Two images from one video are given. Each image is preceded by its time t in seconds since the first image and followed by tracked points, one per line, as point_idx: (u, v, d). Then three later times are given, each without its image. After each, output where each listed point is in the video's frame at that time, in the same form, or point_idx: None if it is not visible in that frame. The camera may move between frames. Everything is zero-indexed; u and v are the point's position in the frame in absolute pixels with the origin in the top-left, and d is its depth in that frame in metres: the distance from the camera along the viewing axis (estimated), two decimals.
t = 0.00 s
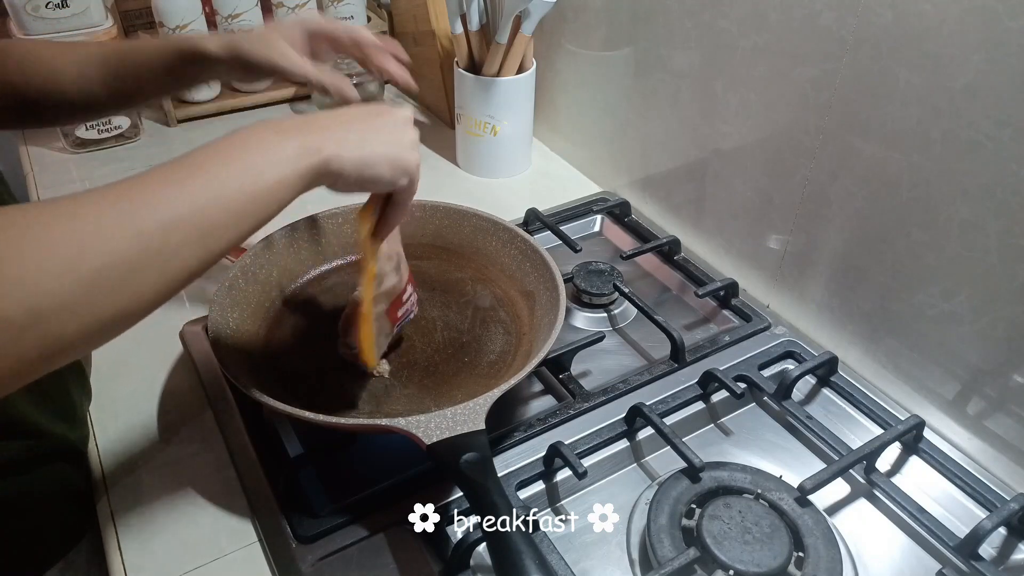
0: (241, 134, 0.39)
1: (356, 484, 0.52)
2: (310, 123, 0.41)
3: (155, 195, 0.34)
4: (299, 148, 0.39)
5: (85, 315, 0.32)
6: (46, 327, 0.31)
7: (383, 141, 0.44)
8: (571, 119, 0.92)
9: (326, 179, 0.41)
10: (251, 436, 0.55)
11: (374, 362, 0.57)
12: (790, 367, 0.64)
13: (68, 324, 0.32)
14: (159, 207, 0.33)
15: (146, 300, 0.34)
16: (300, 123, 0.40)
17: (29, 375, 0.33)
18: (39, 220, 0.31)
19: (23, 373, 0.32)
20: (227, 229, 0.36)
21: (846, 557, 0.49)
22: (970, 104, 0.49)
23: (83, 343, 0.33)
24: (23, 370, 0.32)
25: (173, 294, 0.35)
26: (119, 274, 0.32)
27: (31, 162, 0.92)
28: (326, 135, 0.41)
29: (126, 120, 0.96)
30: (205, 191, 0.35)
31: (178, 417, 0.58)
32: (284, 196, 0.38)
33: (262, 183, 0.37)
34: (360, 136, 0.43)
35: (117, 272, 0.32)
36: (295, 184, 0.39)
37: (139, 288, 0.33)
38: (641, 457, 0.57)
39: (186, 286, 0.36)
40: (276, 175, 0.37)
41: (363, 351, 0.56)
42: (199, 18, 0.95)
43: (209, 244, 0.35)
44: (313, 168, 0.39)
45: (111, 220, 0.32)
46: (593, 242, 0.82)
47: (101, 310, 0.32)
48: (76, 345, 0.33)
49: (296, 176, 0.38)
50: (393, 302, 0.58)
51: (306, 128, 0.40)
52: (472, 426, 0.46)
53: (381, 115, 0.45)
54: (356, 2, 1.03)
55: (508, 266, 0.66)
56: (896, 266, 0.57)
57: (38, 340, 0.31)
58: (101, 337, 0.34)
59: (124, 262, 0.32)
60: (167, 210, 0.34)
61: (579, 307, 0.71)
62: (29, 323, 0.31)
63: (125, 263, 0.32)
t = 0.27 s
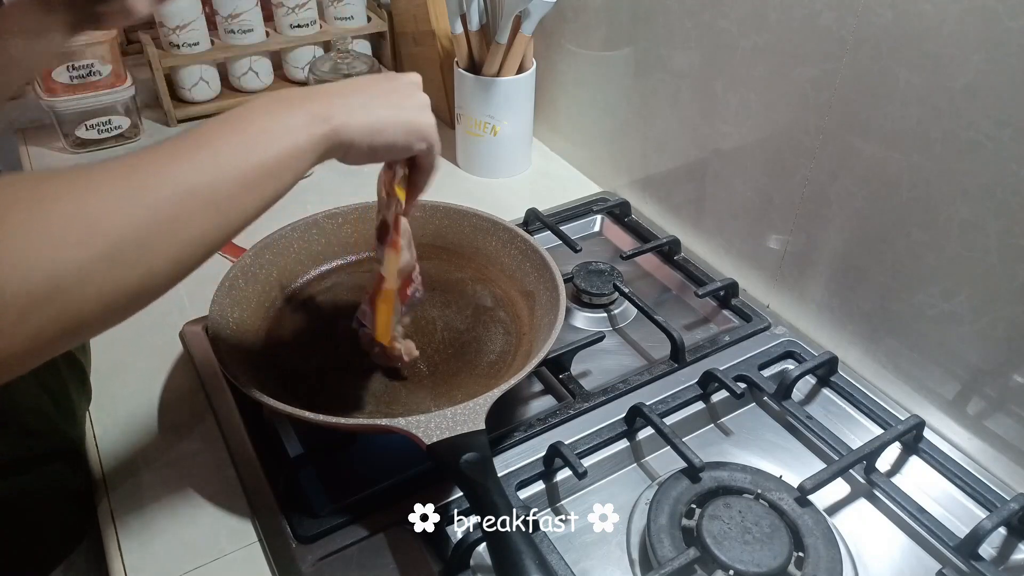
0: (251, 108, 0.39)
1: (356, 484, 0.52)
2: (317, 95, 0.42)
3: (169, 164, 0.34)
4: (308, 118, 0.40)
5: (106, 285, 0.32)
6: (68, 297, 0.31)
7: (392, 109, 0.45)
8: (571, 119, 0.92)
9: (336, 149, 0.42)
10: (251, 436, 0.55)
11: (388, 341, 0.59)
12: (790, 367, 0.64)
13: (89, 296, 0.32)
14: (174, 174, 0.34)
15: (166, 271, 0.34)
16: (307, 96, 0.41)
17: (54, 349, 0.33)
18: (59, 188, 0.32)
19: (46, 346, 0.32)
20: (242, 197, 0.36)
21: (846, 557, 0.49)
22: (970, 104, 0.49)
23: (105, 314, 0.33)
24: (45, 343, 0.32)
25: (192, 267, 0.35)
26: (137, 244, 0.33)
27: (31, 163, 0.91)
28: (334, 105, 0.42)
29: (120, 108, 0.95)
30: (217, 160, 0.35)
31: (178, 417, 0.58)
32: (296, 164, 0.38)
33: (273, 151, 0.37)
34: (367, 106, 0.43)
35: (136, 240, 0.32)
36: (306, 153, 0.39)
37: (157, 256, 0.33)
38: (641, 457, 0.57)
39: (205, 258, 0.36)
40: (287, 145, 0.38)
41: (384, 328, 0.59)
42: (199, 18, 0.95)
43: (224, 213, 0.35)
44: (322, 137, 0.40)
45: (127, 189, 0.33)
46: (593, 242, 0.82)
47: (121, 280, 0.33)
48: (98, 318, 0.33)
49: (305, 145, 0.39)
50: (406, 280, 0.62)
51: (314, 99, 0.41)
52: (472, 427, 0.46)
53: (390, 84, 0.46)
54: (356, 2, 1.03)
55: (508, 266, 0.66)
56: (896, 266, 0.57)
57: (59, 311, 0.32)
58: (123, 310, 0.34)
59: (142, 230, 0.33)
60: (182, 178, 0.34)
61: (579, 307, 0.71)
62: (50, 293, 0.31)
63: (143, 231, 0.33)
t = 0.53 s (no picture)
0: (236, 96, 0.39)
1: (356, 484, 0.52)
2: (303, 82, 0.42)
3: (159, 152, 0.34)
4: (295, 106, 0.40)
5: (98, 274, 0.32)
6: (60, 287, 0.31)
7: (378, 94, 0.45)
8: (571, 119, 0.92)
9: (321, 136, 0.42)
10: (252, 435, 0.55)
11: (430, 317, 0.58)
12: (790, 367, 0.64)
13: (81, 286, 0.32)
14: (166, 162, 0.34)
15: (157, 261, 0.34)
16: (292, 83, 0.41)
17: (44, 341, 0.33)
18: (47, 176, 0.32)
19: (37, 338, 0.32)
20: (232, 186, 0.36)
21: (846, 557, 0.49)
22: (970, 104, 0.49)
23: (96, 305, 0.33)
24: (37, 333, 0.32)
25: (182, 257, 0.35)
26: (130, 232, 0.32)
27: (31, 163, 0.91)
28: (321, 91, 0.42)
29: (120, 108, 0.95)
30: (207, 147, 0.35)
31: (178, 418, 0.58)
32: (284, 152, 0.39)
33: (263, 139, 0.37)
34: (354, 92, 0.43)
35: (128, 228, 0.32)
36: (294, 141, 0.39)
37: (148, 245, 0.33)
38: (641, 457, 0.57)
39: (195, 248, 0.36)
40: (275, 132, 0.38)
41: (420, 306, 0.57)
42: (199, 18, 0.95)
43: (215, 201, 0.35)
44: (309, 125, 0.40)
45: (118, 176, 0.32)
46: (593, 242, 0.82)
47: (112, 270, 0.32)
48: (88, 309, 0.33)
49: (294, 133, 0.39)
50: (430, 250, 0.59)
51: (301, 87, 0.41)
52: (472, 427, 0.46)
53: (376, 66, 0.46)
54: (356, 2, 1.03)
55: (508, 266, 0.66)
56: (896, 266, 0.57)
57: (52, 301, 0.31)
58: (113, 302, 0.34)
59: (134, 219, 0.32)
60: (173, 165, 0.34)
61: (579, 307, 0.71)
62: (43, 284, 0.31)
63: (136, 220, 0.32)
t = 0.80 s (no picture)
0: (240, 78, 0.39)
1: (356, 484, 0.52)
2: (307, 64, 0.41)
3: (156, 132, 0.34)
4: (297, 90, 0.39)
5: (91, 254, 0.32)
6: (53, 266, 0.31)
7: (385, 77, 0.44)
8: (571, 120, 0.92)
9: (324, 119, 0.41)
10: (251, 435, 0.55)
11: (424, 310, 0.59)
12: (790, 367, 0.64)
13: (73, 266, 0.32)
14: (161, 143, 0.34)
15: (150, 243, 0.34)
16: (296, 65, 0.41)
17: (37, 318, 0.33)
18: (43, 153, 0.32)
19: (27, 316, 0.32)
20: (228, 170, 0.36)
21: (846, 557, 0.49)
22: (970, 104, 0.49)
23: (89, 284, 0.33)
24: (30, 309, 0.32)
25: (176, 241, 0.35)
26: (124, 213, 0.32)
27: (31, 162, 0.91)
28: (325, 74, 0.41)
29: (120, 108, 0.96)
30: (205, 130, 0.35)
31: (178, 418, 0.58)
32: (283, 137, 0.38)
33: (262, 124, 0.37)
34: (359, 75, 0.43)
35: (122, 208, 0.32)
36: (293, 128, 0.39)
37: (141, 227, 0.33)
38: (641, 457, 0.57)
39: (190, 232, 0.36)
40: (275, 117, 0.38)
41: (416, 297, 0.57)
42: (199, 18, 0.95)
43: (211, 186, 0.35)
44: (312, 109, 0.40)
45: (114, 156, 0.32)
46: (592, 242, 0.82)
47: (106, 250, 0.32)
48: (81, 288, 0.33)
49: (295, 119, 0.39)
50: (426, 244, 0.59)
51: (305, 69, 0.41)
52: (472, 427, 0.46)
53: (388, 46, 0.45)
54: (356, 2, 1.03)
55: (509, 266, 0.66)
56: (896, 266, 0.57)
57: (43, 280, 0.31)
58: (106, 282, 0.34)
59: (127, 199, 0.32)
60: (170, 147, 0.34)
61: (579, 307, 0.71)
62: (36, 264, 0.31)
63: (129, 201, 0.32)
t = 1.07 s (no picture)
0: (223, 76, 0.40)
1: (357, 484, 0.52)
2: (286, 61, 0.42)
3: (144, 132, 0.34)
4: (280, 84, 0.40)
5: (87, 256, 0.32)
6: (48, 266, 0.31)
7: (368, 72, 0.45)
8: (571, 120, 0.92)
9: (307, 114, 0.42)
10: (252, 435, 0.55)
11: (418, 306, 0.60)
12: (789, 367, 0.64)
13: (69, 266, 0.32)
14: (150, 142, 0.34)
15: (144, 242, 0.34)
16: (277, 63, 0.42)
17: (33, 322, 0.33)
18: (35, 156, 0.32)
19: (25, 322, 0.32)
20: (217, 165, 0.36)
21: (846, 556, 0.49)
22: (970, 104, 0.49)
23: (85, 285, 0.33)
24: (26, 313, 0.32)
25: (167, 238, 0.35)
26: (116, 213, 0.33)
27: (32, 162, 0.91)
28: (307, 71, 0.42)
29: (121, 109, 0.96)
30: (191, 127, 0.35)
31: (179, 418, 0.59)
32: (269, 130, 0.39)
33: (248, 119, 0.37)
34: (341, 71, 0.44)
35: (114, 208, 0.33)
36: (280, 122, 0.39)
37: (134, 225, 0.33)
38: (641, 456, 0.57)
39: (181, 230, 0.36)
40: (260, 112, 0.38)
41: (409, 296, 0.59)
42: (200, 19, 0.95)
43: (201, 183, 0.35)
44: (297, 104, 0.40)
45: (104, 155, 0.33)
46: (592, 242, 0.83)
47: (101, 250, 0.33)
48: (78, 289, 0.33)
49: (279, 113, 0.39)
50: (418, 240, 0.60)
51: (287, 67, 0.41)
52: (472, 427, 0.46)
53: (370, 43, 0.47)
54: (356, 3, 1.03)
55: (508, 266, 0.66)
56: (896, 266, 0.57)
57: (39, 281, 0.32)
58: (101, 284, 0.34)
59: (119, 198, 0.33)
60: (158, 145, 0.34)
61: (579, 307, 0.71)
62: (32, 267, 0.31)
63: (121, 199, 0.33)
